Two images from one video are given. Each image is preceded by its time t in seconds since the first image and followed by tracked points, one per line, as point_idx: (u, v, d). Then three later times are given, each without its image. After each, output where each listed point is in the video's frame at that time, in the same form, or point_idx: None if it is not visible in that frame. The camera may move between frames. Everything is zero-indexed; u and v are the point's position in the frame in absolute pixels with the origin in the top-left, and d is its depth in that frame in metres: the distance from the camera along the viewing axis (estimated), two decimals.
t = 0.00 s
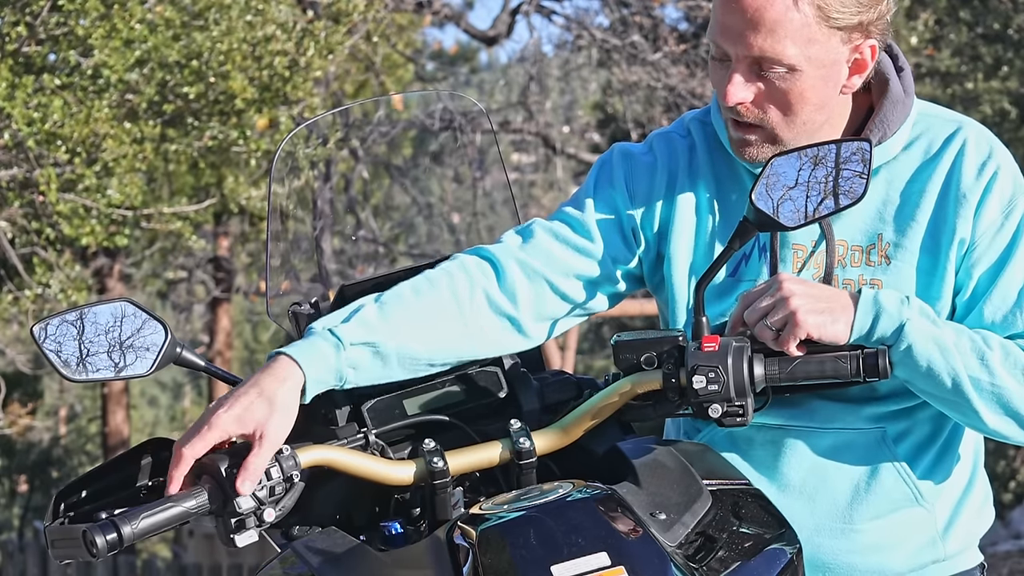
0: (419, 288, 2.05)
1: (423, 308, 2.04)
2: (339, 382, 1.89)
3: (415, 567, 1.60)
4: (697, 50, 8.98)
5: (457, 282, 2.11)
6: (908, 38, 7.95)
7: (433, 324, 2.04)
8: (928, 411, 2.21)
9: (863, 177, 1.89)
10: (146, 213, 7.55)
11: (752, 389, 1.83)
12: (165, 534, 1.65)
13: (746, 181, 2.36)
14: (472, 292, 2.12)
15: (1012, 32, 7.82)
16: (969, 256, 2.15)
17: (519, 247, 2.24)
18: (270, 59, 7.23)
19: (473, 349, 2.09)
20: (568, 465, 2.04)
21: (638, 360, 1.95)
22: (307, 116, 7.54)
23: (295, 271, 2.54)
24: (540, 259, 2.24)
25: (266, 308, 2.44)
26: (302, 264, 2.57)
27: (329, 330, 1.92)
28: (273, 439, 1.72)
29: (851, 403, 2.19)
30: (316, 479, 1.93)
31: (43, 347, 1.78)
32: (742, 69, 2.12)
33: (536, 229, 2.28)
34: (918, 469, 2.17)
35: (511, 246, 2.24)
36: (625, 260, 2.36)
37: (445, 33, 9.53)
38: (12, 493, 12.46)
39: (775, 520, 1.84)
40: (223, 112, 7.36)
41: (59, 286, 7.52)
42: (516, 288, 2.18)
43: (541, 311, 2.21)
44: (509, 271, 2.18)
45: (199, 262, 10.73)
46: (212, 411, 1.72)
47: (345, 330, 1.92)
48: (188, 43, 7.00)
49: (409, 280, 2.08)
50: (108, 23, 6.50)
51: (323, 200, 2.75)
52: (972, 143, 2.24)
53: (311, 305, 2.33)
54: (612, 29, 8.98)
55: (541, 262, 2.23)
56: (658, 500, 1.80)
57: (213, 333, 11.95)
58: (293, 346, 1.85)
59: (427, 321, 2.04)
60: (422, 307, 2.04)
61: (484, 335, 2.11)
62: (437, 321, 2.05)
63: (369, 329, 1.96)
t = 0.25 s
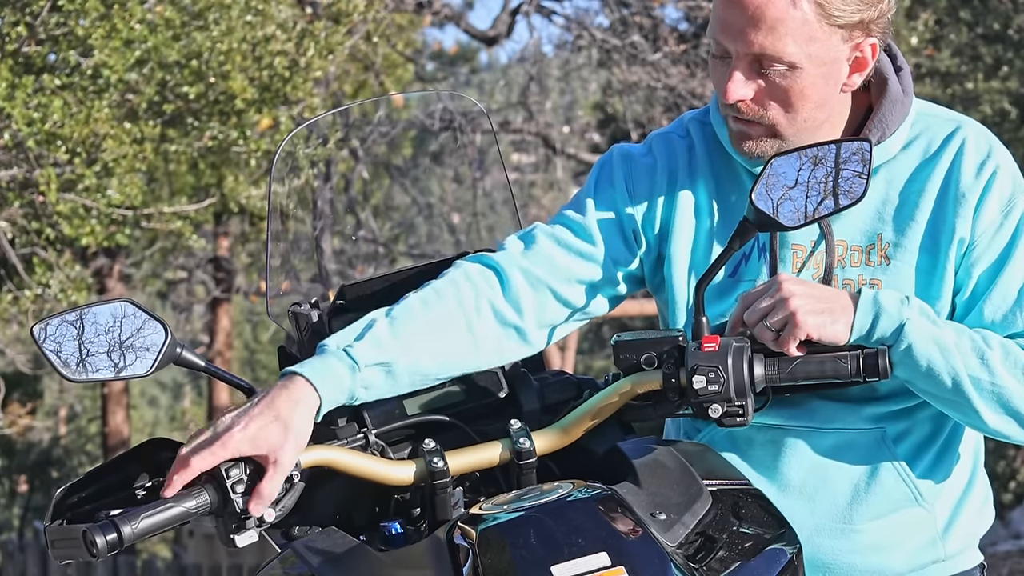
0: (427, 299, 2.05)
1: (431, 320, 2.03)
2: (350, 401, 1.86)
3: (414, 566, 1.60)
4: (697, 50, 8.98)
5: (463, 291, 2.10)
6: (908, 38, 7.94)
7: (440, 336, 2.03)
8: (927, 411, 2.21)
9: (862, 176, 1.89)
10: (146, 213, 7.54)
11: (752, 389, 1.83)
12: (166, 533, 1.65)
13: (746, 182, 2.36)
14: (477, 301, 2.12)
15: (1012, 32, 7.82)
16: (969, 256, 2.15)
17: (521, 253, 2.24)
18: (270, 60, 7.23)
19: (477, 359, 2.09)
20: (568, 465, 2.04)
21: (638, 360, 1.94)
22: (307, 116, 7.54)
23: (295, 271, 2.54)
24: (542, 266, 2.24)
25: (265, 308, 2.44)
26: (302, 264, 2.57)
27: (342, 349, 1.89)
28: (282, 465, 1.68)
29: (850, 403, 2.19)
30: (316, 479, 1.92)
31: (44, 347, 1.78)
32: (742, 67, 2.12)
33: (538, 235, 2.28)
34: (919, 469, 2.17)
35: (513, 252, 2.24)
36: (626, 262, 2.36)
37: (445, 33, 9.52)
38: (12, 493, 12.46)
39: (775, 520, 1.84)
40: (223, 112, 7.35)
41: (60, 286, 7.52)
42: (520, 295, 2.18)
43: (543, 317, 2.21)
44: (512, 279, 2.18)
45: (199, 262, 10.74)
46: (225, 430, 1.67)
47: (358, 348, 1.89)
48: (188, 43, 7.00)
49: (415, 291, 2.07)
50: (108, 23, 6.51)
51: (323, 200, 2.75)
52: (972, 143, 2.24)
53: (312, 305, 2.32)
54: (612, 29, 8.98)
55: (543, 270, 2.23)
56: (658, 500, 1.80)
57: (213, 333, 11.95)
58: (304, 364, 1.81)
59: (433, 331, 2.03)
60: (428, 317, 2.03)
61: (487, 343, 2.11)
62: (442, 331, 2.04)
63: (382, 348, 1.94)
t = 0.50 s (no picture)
0: (434, 303, 2.03)
1: (439, 323, 2.01)
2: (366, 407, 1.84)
3: (414, 566, 1.60)
4: (697, 50, 8.98)
5: (466, 297, 2.09)
6: (908, 38, 7.94)
7: (446, 342, 2.01)
8: (927, 412, 2.21)
9: (863, 176, 1.89)
10: (146, 212, 7.54)
11: (752, 389, 1.83)
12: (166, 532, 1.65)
13: (746, 181, 2.36)
14: (479, 305, 2.10)
15: (1012, 32, 7.82)
16: (970, 258, 2.15)
17: (520, 255, 2.23)
18: (270, 59, 7.22)
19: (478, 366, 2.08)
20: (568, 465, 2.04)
21: (638, 360, 1.94)
22: (307, 116, 7.53)
23: (295, 271, 2.54)
24: (540, 269, 2.23)
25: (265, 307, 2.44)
26: (302, 264, 2.56)
27: (367, 359, 1.87)
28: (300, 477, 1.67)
29: (850, 403, 2.19)
30: (317, 479, 1.92)
31: (43, 347, 1.78)
32: (745, 67, 2.12)
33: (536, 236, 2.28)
34: (920, 469, 2.17)
35: (513, 252, 2.23)
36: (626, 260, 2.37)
37: (445, 33, 9.53)
38: (12, 493, 12.47)
39: (775, 520, 1.84)
40: (223, 112, 7.34)
41: (60, 286, 7.53)
42: (519, 300, 2.17)
43: (539, 322, 2.21)
44: (511, 283, 2.17)
45: (199, 262, 10.75)
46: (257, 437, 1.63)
47: (380, 357, 1.88)
48: (188, 43, 7.01)
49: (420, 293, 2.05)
50: (108, 23, 6.51)
51: (324, 200, 2.75)
52: (973, 144, 2.23)
53: (312, 305, 2.31)
54: (612, 29, 8.98)
55: (540, 273, 2.22)
56: (658, 500, 1.80)
57: (213, 333, 11.96)
58: (326, 371, 1.79)
59: (440, 336, 2.01)
60: (435, 321, 2.01)
61: (488, 347, 2.10)
62: (447, 336, 2.02)
63: (399, 357, 1.91)
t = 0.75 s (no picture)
0: (445, 320, 2.03)
1: (450, 341, 2.01)
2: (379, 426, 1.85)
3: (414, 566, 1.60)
4: (697, 50, 8.99)
5: (475, 311, 2.09)
6: (908, 38, 7.94)
7: (455, 356, 2.01)
8: (928, 412, 2.21)
9: (863, 176, 1.88)
10: (146, 213, 7.54)
11: (752, 389, 1.83)
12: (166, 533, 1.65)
13: (747, 179, 2.36)
14: (487, 318, 2.11)
15: (1012, 32, 7.82)
16: (971, 257, 2.15)
17: (528, 264, 2.24)
18: (270, 59, 7.22)
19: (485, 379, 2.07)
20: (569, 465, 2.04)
21: (638, 360, 1.95)
22: (307, 116, 7.54)
23: (295, 271, 2.53)
24: (547, 277, 2.23)
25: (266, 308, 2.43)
26: (302, 264, 2.56)
27: (379, 388, 1.86)
28: (308, 502, 1.65)
29: (850, 403, 2.19)
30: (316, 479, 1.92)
31: (44, 347, 1.78)
32: (744, 64, 2.12)
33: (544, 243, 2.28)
34: (920, 470, 2.17)
35: (521, 263, 2.23)
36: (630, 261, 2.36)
37: (445, 34, 9.53)
38: (12, 493, 12.47)
39: (775, 520, 1.84)
40: (223, 112, 7.34)
41: (60, 286, 7.53)
42: (527, 311, 2.17)
43: (545, 330, 2.20)
44: (519, 295, 2.17)
45: (199, 262, 10.75)
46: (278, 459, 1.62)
47: (392, 384, 1.87)
48: (188, 43, 7.01)
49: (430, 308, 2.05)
50: (108, 23, 6.51)
51: (324, 200, 2.75)
52: (974, 143, 2.23)
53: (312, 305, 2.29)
54: (612, 29, 8.99)
55: (548, 284, 2.22)
56: (658, 500, 1.80)
57: (213, 333, 11.96)
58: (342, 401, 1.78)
59: (450, 351, 2.01)
60: (446, 337, 2.01)
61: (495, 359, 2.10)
62: (456, 350, 2.02)
63: (411, 381, 1.91)
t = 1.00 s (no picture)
0: (436, 304, 2.04)
1: (440, 323, 2.03)
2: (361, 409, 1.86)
3: (414, 566, 1.60)
4: (697, 50, 8.98)
5: (469, 296, 2.10)
6: (908, 38, 7.93)
7: (447, 341, 2.03)
8: (929, 412, 2.21)
9: (863, 176, 1.89)
10: (146, 213, 7.54)
11: (752, 389, 1.83)
12: (166, 532, 1.65)
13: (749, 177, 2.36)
14: (481, 304, 2.12)
15: (1012, 31, 7.84)
16: (972, 257, 2.15)
17: (524, 253, 2.24)
18: (270, 59, 7.22)
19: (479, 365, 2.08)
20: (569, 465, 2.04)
21: (638, 359, 1.95)
22: (307, 116, 7.54)
23: (295, 271, 2.53)
24: (543, 266, 2.24)
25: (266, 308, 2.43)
26: (302, 264, 2.56)
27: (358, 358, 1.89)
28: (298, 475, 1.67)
29: (850, 403, 2.19)
30: (316, 480, 1.92)
31: (43, 347, 1.78)
32: (743, 61, 2.12)
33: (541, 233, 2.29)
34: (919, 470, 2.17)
35: (517, 251, 2.24)
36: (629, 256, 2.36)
37: (445, 34, 9.52)
38: (12, 493, 12.47)
39: (775, 519, 1.84)
40: (223, 112, 7.34)
41: (59, 286, 7.53)
42: (523, 298, 2.18)
43: (542, 320, 2.21)
44: (515, 281, 2.18)
45: (199, 262, 10.75)
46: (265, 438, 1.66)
47: (373, 356, 1.90)
48: (188, 42, 7.00)
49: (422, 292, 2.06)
50: (108, 23, 6.51)
51: (324, 199, 2.74)
52: (976, 144, 2.23)
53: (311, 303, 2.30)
54: (612, 29, 8.98)
55: (544, 271, 2.23)
56: (658, 500, 1.80)
57: (213, 334, 11.97)
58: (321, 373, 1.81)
59: (441, 336, 2.02)
60: (438, 323, 2.03)
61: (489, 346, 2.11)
62: (448, 335, 2.03)
63: (395, 356, 1.93)
